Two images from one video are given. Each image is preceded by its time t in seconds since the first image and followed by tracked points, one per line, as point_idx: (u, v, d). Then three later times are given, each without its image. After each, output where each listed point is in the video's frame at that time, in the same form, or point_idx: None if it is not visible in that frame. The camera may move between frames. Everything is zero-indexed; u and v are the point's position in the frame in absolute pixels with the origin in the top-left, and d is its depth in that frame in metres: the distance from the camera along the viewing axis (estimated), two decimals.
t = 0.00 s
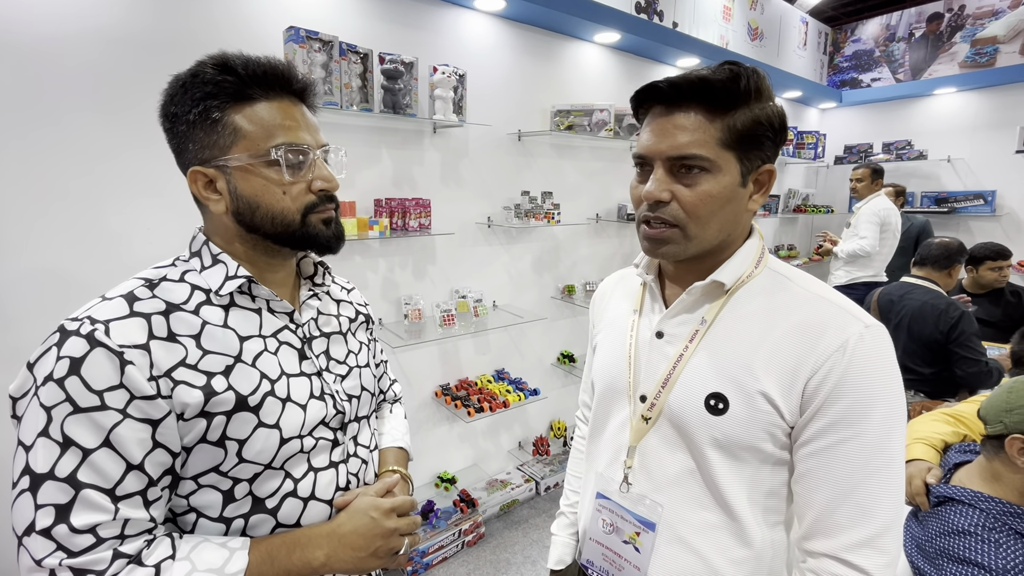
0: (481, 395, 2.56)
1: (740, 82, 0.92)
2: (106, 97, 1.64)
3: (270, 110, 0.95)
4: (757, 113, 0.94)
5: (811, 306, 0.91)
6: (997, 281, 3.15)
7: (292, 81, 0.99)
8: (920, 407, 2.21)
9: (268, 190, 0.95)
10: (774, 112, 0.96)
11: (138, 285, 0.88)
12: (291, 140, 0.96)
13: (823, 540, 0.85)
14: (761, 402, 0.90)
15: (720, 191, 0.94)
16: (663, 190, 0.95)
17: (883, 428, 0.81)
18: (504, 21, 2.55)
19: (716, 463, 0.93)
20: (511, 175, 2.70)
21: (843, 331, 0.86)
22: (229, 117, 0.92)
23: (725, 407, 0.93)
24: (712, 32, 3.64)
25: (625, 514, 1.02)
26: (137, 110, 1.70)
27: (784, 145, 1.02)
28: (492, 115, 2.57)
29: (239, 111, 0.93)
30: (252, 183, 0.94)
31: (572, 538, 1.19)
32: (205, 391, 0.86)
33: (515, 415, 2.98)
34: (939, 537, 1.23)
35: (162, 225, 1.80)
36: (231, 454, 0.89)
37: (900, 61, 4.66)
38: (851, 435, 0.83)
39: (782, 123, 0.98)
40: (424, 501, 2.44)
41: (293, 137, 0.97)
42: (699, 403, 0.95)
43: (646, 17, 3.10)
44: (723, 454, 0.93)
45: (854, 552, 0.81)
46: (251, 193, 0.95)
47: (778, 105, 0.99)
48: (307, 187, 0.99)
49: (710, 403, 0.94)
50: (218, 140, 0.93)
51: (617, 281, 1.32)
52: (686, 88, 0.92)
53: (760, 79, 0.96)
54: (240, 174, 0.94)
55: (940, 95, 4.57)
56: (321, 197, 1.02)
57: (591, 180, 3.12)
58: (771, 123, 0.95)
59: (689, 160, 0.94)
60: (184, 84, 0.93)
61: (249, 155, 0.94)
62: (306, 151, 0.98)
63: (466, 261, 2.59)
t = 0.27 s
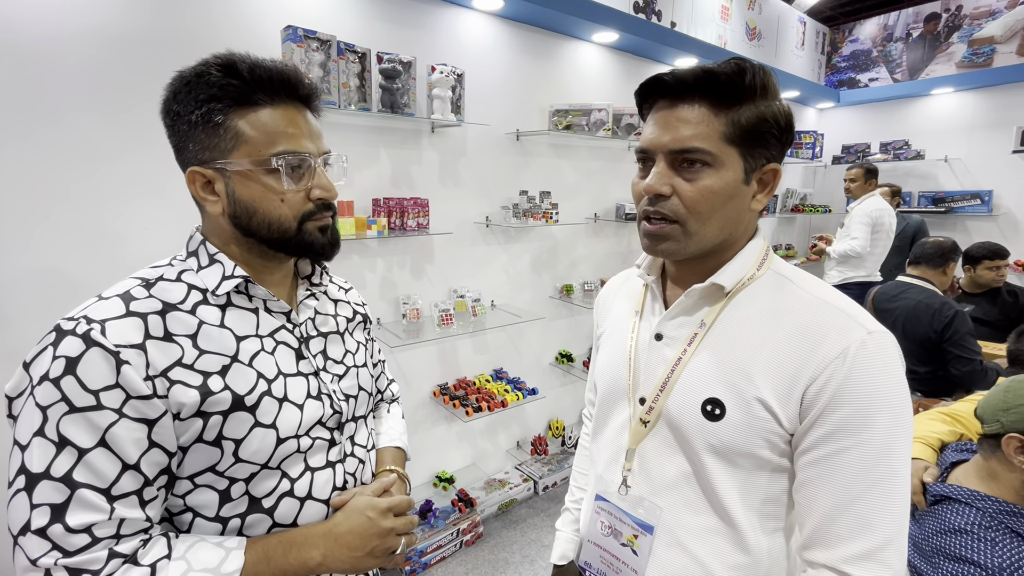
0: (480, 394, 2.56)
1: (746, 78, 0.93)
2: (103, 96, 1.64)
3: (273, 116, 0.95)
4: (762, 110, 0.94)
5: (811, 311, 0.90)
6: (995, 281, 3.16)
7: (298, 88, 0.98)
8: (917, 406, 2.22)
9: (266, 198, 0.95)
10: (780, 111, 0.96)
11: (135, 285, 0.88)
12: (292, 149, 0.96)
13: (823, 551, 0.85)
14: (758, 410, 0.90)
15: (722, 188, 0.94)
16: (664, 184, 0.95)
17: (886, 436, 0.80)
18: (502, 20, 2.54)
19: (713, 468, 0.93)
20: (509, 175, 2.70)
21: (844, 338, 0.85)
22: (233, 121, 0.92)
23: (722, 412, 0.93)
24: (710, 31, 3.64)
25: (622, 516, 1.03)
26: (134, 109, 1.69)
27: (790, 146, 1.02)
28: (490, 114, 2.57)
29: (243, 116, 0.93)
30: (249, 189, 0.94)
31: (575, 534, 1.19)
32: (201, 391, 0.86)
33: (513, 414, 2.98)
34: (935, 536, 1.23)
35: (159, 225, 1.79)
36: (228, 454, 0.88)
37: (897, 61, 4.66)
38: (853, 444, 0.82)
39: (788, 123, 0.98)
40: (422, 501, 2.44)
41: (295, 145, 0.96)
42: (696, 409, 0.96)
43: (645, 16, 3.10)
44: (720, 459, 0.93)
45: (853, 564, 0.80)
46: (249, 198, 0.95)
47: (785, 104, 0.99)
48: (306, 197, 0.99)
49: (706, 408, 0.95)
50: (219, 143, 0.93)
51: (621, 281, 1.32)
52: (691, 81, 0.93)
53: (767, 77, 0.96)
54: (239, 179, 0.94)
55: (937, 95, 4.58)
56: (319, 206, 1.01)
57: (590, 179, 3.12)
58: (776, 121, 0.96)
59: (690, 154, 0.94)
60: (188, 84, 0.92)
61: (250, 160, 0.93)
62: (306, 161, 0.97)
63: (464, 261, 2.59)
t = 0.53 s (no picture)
0: (478, 394, 2.56)
1: (750, 77, 0.92)
2: (98, 95, 1.63)
3: (268, 111, 0.94)
4: (766, 110, 0.93)
5: (813, 312, 0.89)
6: (989, 281, 3.18)
7: (291, 82, 0.98)
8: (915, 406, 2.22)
9: (263, 194, 0.95)
10: (785, 110, 0.95)
11: (132, 285, 0.88)
12: (288, 143, 0.96)
13: (825, 558, 0.84)
14: (753, 408, 0.90)
15: (723, 187, 0.93)
16: (664, 183, 0.95)
17: (889, 444, 0.79)
18: (500, 19, 2.54)
19: (711, 469, 0.93)
20: (506, 175, 2.70)
21: (846, 341, 0.83)
22: (226, 118, 0.92)
23: (718, 412, 0.92)
24: (707, 31, 3.64)
25: (620, 514, 1.03)
26: (130, 109, 1.69)
27: (797, 147, 1.01)
28: (488, 114, 2.56)
29: (236, 113, 0.92)
30: (247, 186, 0.94)
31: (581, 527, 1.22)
32: (198, 392, 0.86)
33: (512, 414, 2.98)
34: (931, 535, 1.22)
35: (156, 224, 1.78)
36: (226, 454, 0.88)
37: (894, 61, 4.66)
38: (855, 449, 0.81)
39: (794, 123, 0.97)
40: (421, 501, 2.44)
41: (289, 140, 0.96)
42: (693, 411, 0.95)
43: (642, 16, 3.10)
44: (716, 460, 0.93)
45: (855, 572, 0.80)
46: (246, 195, 0.94)
47: (792, 105, 0.98)
48: (303, 191, 0.98)
49: (702, 408, 0.94)
50: (213, 141, 0.92)
51: (623, 278, 1.33)
52: (694, 80, 0.93)
53: (773, 76, 0.96)
54: (235, 176, 0.93)
55: (934, 95, 4.59)
56: (317, 200, 1.01)
57: (588, 179, 3.12)
58: (781, 121, 0.95)
59: (691, 154, 0.94)
60: (180, 83, 0.92)
61: (245, 157, 0.93)
62: (303, 154, 0.97)
63: (462, 261, 2.59)
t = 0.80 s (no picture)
0: (475, 394, 2.55)
1: (745, 79, 0.92)
2: (92, 94, 1.62)
3: (262, 109, 0.93)
4: (763, 110, 0.93)
5: (809, 313, 0.88)
6: (986, 280, 3.19)
7: (286, 79, 0.97)
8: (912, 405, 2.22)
9: (259, 193, 0.94)
10: (782, 109, 0.95)
11: (127, 285, 0.87)
12: (284, 141, 0.95)
13: (817, 558, 0.83)
14: (747, 406, 0.89)
15: (724, 191, 0.93)
16: (665, 190, 0.95)
17: (882, 444, 0.78)
18: (498, 18, 2.54)
19: (704, 466, 0.93)
20: (505, 174, 2.69)
21: (841, 342, 0.82)
22: (220, 116, 0.91)
23: (713, 410, 0.92)
24: (705, 30, 3.64)
25: (617, 506, 1.04)
26: (125, 107, 1.67)
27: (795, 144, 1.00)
28: (486, 113, 2.56)
29: (231, 111, 0.91)
30: (242, 186, 0.93)
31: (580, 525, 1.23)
32: (193, 393, 0.85)
33: (510, 413, 2.97)
34: (929, 534, 1.22)
35: (151, 223, 1.77)
36: (222, 456, 0.88)
37: (891, 61, 4.68)
38: (847, 450, 0.80)
39: (792, 122, 0.96)
40: (418, 500, 2.43)
41: (285, 138, 0.95)
42: (687, 407, 0.95)
43: (641, 15, 3.09)
44: (710, 457, 0.93)
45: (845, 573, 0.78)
46: (242, 194, 0.93)
47: (788, 102, 0.97)
48: (299, 189, 0.98)
49: (697, 406, 0.94)
50: (208, 139, 0.91)
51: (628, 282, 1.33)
52: (688, 86, 0.92)
53: (767, 76, 0.95)
54: (230, 175, 0.92)
55: (931, 95, 4.60)
56: (313, 199, 1.00)
57: (586, 178, 3.11)
58: (778, 121, 0.94)
59: (690, 160, 0.93)
60: (174, 80, 0.91)
61: (240, 156, 0.92)
62: (298, 152, 0.96)
63: (460, 260, 2.59)
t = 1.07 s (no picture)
0: (473, 394, 2.54)
1: (747, 76, 0.91)
2: (85, 93, 1.60)
3: (258, 106, 0.93)
4: (764, 107, 0.93)
5: (815, 311, 0.88)
6: (979, 279, 3.20)
7: (281, 77, 0.96)
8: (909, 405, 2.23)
9: (255, 191, 0.93)
10: (782, 106, 0.95)
11: (121, 285, 0.86)
12: (280, 138, 0.95)
13: (824, 551, 0.82)
14: (756, 404, 0.89)
15: (728, 188, 0.93)
16: (668, 187, 0.94)
17: (890, 438, 0.78)
18: (496, 17, 2.53)
19: (713, 464, 0.92)
20: (502, 174, 2.69)
21: (848, 337, 0.83)
22: (215, 113, 0.90)
23: (722, 408, 0.92)
24: (703, 29, 3.64)
25: (624, 508, 1.03)
26: (120, 106, 1.66)
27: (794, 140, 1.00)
28: (483, 112, 2.55)
29: (226, 108, 0.91)
30: (238, 183, 0.92)
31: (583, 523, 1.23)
32: (189, 395, 0.84)
33: (507, 413, 2.97)
34: (925, 534, 1.22)
35: (146, 222, 1.76)
36: (218, 458, 0.87)
37: (888, 61, 4.69)
38: (856, 445, 0.80)
39: (792, 118, 0.97)
40: (416, 500, 2.42)
41: (281, 136, 0.95)
42: (696, 405, 0.95)
43: (638, 14, 3.09)
44: (719, 455, 0.93)
45: (853, 565, 0.78)
46: (237, 192, 0.93)
47: (787, 99, 0.98)
48: (296, 186, 0.97)
49: (706, 404, 0.94)
50: (203, 137, 0.90)
51: (629, 278, 1.31)
52: (691, 83, 0.92)
53: (767, 73, 0.95)
54: (226, 173, 0.92)
55: (928, 95, 4.61)
56: (310, 197, 1.00)
57: (583, 177, 3.11)
58: (779, 117, 0.94)
59: (694, 157, 0.93)
60: (168, 78, 0.90)
61: (236, 153, 0.92)
62: (293, 149, 0.96)
63: (457, 260, 2.58)
